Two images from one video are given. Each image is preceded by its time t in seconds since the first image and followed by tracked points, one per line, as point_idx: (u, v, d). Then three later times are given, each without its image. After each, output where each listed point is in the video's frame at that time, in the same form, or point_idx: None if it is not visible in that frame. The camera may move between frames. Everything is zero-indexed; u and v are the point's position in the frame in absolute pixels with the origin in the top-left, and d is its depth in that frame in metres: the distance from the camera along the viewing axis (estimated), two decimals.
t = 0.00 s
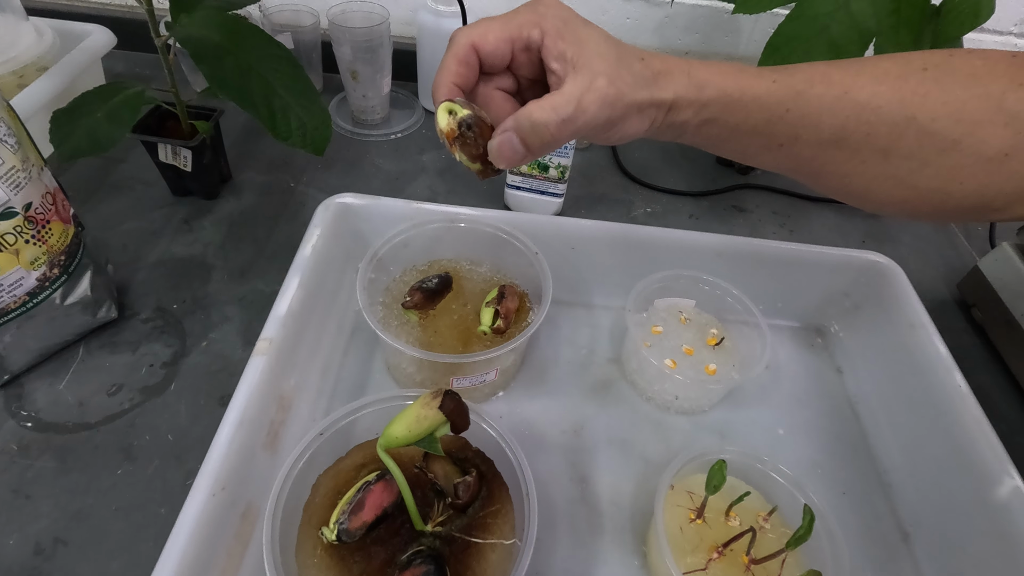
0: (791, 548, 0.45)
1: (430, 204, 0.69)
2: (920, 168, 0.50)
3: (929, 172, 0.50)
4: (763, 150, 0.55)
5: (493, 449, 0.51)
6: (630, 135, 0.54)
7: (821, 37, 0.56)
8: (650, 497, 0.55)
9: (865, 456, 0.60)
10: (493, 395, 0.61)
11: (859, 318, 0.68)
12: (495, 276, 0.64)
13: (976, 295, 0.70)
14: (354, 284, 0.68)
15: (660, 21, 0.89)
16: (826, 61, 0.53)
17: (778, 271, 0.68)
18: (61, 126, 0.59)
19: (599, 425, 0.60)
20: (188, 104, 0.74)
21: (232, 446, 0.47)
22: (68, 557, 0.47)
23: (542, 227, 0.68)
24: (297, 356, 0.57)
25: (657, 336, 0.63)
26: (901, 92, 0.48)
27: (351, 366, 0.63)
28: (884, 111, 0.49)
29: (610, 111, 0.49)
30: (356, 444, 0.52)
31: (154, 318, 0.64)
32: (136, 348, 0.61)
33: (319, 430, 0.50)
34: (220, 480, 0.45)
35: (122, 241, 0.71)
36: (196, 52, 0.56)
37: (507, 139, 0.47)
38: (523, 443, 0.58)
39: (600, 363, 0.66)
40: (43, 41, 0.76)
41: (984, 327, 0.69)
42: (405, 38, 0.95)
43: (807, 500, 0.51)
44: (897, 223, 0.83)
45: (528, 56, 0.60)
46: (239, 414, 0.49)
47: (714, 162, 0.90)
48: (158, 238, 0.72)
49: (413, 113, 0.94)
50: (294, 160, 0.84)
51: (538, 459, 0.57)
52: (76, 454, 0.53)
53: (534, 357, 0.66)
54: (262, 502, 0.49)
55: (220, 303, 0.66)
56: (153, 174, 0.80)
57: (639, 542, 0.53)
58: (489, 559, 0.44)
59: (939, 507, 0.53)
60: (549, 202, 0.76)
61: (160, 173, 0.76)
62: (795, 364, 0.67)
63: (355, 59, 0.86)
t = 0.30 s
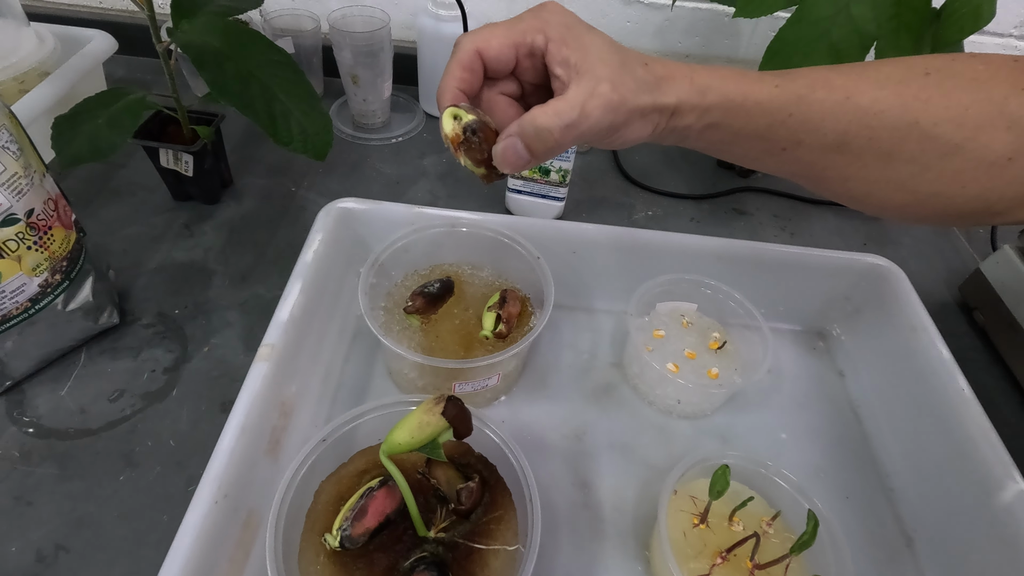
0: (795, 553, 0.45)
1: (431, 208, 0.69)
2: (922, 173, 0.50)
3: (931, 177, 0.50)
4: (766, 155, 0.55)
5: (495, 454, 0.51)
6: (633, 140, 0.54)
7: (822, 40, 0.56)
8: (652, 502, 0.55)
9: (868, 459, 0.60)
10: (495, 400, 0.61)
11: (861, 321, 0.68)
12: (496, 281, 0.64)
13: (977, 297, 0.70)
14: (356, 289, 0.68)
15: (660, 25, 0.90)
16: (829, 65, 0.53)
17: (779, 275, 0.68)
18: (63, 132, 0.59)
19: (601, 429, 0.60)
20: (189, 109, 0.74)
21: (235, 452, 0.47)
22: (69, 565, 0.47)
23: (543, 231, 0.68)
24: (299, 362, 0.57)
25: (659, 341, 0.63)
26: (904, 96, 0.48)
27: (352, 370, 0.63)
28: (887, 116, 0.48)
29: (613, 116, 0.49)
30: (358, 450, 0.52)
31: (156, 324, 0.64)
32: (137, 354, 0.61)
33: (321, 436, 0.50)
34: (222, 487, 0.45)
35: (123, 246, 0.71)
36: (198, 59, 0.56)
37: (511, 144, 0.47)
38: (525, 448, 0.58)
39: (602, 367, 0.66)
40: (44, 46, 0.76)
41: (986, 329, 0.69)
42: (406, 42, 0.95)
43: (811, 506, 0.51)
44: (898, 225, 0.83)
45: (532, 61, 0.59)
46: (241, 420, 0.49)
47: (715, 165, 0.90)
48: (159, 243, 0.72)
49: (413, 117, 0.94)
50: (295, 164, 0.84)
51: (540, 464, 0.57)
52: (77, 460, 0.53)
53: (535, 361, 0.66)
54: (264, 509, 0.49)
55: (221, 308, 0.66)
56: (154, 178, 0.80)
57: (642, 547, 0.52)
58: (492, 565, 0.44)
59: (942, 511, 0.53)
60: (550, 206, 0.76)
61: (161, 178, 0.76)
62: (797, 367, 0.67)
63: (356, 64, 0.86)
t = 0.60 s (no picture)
0: (795, 550, 0.46)
1: (436, 212, 0.70)
2: (919, 176, 0.51)
3: (928, 180, 0.51)
4: (765, 159, 0.56)
5: (501, 453, 0.52)
6: (635, 146, 0.55)
7: (820, 45, 0.57)
8: (655, 501, 0.56)
9: (868, 458, 0.61)
10: (499, 400, 0.62)
11: (861, 322, 0.69)
12: (500, 283, 0.65)
13: (976, 299, 0.71)
14: (361, 291, 0.69)
15: (661, 29, 0.91)
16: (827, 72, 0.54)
17: (779, 276, 0.69)
18: (74, 138, 0.60)
19: (604, 429, 0.61)
20: (197, 114, 0.75)
21: (245, 452, 0.48)
22: (82, 562, 0.48)
23: (546, 234, 0.69)
24: (307, 363, 0.58)
25: (661, 342, 0.63)
26: (900, 103, 0.49)
27: (359, 371, 0.64)
28: (883, 121, 0.49)
29: (617, 123, 0.50)
30: (366, 449, 0.53)
31: (165, 326, 0.65)
32: (147, 356, 0.62)
33: (329, 436, 0.51)
34: (233, 486, 0.46)
35: (132, 249, 0.72)
36: (208, 66, 0.57)
37: (517, 150, 0.48)
38: (529, 448, 0.59)
39: (605, 368, 0.67)
40: (53, 52, 0.78)
41: (985, 330, 0.70)
42: (409, 47, 0.97)
43: (811, 503, 0.52)
44: (898, 227, 0.83)
45: (537, 70, 0.60)
46: (251, 420, 0.50)
47: (716, 167, 0.91)
48: (167, 246, 0.73)
49: (417, 120, 0.95)
50: (301, 168, 0.85)
51: (544, 464, 0.58)
52: (89, 460, 0.54)
53: (539, 362, 0.66)
54: (274, 507, 0.50)
55: (229, 310, 0.67)
56: (162, 182, 0.81)
57: (645, 546, 0.53)
58: (498, 562, 0.45)
59: (942, 509, 0.54)
60: (552, 208, 0.77)
61: (169, 181, 0.77)
62: (797, 367, 0.68)
63: (360, 68, 0.87)
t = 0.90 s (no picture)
0: (785, 549, 0.46)
1: (428, 212, 0.70)
2: (904, 176, 0.51)
3: (912, 180, 0.51)
4: (751, 160, 0.56)
5: (490, 453, 0.52)
6: (619, 148, 0.55)
7: (813, 44, 0.57)
8: (647, 500, 0.56)
9: (860, 457, 0.61)
10: (491, 400, 0.62)
11: (854, 322, 0.69)
12: (493, 283, 0.65)
13: (970, 298, 0.71)
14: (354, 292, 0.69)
15: (656, 29, 0.91)
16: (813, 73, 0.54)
17: (773, 276, 0.69)
18: (67, 139, 0.60)
19: (597, 429, 0.61)
20: (191, 115, 0.75)
21: (234, 452, 0.48)
22: (73, 563, 0.48)
23: (539, 234, 0.69)
24: (299, 363, 0.58)
25: (653, 341, 0.63)
26: (883, 103, 0.49)
27: (352, 371, 0.64)
28: (866, 122, 0.49)
29: (598, 125, 0.50)
30: (357, 449, 0.53)
31: (158, 326, 0.65)
32: (140, 356, 0.62)
33: (319, 436, 0.51)
34: (222, 486, 0.46)
35: (126, 250, 0.72)
36: (200, 66, 0.57)
37: (500, 153, 0.48)
38: (521, 448, 0.59)
39: (597, 368, 0.67)
40: (48, 54, 0.78)
41: (978, 329, 0.70)
42: (404, 48, 0.97)
43: (801, 502, 0.52)
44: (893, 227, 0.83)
45: (520, 72, 0.61)
46: (241, 420, 0.50)
47: (711, 167, 0.91)
48: (161, 247, 0.73)
49: (412, 121, 0.95)
50: (295, 169, 0.85)
51: (536, 464, 0.58)
52: (81, 461, 0.54)
53: (532, 363, 0.66)
54: (264, 507, 0.50)
55: (221, 311, 0.67)
56: (157, 183, 0.81)
57: (637, 545, 0.53)
58: (487, 561, 0.45)
59: (933, 508, 0.54)
60: (546, 209, 0.77)
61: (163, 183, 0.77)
62: (791, 367, 0.68)
63: (355, 69, 0.88)
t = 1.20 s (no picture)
0: (789, 551, 0.46)
1: (430, 214, 0.70)
2: (906, 179, 0.51)
3: (915, 183, 0.51)
4: (753, 163, 0.56)
5: (494, 456, 0.52)
6: (622, 152, 0.55)
7: (813, 46, 0.57)
8: (650, 503, 0.56)
9: (863, 459, 0.61)
10: (494, 402, 0.62)
11: (856, 323, 0.69)
12: (495, 285, 0.65)
13: (973, 299, 0.71)
14: (357, 294, 0.69)
15: (657, 31, 0.91)
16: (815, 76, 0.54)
17: (775, 277, 0.69)
18: (70, 142, 0.60)
19: (599, 431, 0.61)
20: (194, 118, 0.75)
21: (238, 454, 0.48)
22: (76, 566, 0.48)
23: (540, 236, 0.69)
24: (301, 365, 0.58)
25: (655, 343, 0.63)
26: (885, 106, 0.49)
27: (354, 374, 0.64)
28: (868, 125, 0.50)
29: (601, 131, 0.50)
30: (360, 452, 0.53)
31: (160, 329, 0.65)
32: (143, 359, 0.62)
33: (322, 438, 0.51)
34: (227, 488, 0.46)
35: (128, 253, 0.72)
36: (202, 69, 0.57)
37: (503, 160, 0.48)
38: (524, 450, 0.59)
39: (600, 369, 0.67)
40: (50, 57, 0.78)
41: (981, 330, 0.70)
42: (406, 50, 0.97)
43: (805, 503, 0.52)
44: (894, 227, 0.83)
45: (523, 79, 0.61)
46: (245, 422, 0.50)
47: (712, 168, 0.91)
48: (164, 250, 0.73)
49: (413, 123, 0.96)
50: (297, 171, 0.86)
51: (539, 466, 0.58)
52: (84, 463, 0.54)
53: (534, 364, 0.66)
54: (267, 510, 0.50)
55: (224, 313, 0.67)
56: (159, 186, 0.81)
57: (640, 547, 0.53)
58: (490, 564, 0.45)
59: (937, 510, 0.54)
60: (548, 210, 0.77)
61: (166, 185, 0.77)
62: (794, 368, 0.68)
63: (356, 72, 0.88)
